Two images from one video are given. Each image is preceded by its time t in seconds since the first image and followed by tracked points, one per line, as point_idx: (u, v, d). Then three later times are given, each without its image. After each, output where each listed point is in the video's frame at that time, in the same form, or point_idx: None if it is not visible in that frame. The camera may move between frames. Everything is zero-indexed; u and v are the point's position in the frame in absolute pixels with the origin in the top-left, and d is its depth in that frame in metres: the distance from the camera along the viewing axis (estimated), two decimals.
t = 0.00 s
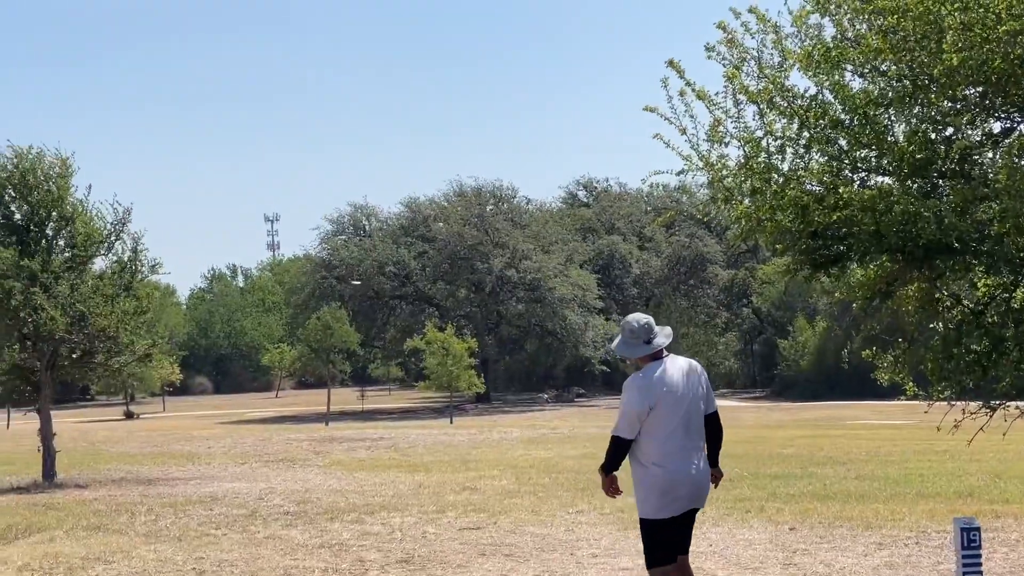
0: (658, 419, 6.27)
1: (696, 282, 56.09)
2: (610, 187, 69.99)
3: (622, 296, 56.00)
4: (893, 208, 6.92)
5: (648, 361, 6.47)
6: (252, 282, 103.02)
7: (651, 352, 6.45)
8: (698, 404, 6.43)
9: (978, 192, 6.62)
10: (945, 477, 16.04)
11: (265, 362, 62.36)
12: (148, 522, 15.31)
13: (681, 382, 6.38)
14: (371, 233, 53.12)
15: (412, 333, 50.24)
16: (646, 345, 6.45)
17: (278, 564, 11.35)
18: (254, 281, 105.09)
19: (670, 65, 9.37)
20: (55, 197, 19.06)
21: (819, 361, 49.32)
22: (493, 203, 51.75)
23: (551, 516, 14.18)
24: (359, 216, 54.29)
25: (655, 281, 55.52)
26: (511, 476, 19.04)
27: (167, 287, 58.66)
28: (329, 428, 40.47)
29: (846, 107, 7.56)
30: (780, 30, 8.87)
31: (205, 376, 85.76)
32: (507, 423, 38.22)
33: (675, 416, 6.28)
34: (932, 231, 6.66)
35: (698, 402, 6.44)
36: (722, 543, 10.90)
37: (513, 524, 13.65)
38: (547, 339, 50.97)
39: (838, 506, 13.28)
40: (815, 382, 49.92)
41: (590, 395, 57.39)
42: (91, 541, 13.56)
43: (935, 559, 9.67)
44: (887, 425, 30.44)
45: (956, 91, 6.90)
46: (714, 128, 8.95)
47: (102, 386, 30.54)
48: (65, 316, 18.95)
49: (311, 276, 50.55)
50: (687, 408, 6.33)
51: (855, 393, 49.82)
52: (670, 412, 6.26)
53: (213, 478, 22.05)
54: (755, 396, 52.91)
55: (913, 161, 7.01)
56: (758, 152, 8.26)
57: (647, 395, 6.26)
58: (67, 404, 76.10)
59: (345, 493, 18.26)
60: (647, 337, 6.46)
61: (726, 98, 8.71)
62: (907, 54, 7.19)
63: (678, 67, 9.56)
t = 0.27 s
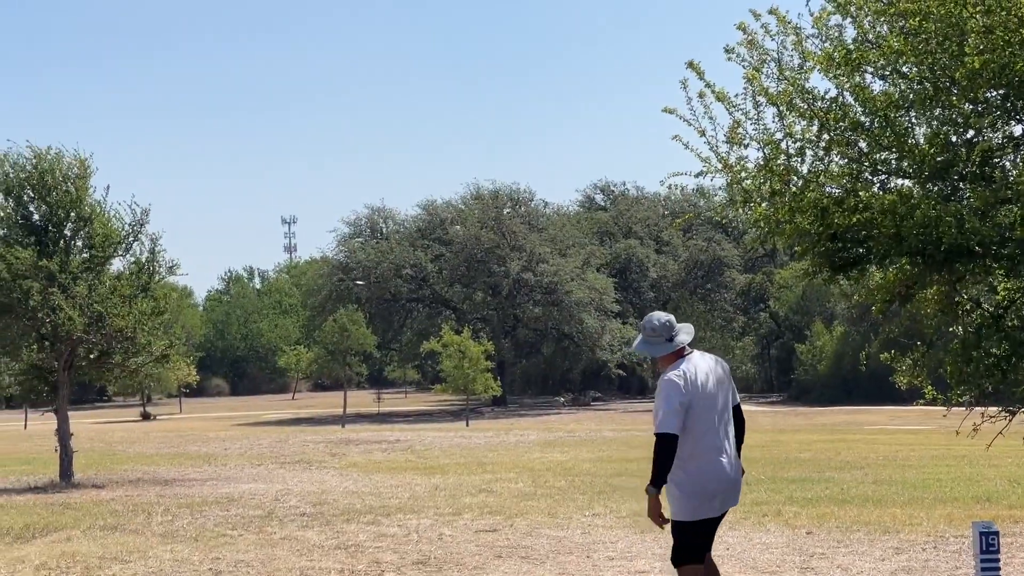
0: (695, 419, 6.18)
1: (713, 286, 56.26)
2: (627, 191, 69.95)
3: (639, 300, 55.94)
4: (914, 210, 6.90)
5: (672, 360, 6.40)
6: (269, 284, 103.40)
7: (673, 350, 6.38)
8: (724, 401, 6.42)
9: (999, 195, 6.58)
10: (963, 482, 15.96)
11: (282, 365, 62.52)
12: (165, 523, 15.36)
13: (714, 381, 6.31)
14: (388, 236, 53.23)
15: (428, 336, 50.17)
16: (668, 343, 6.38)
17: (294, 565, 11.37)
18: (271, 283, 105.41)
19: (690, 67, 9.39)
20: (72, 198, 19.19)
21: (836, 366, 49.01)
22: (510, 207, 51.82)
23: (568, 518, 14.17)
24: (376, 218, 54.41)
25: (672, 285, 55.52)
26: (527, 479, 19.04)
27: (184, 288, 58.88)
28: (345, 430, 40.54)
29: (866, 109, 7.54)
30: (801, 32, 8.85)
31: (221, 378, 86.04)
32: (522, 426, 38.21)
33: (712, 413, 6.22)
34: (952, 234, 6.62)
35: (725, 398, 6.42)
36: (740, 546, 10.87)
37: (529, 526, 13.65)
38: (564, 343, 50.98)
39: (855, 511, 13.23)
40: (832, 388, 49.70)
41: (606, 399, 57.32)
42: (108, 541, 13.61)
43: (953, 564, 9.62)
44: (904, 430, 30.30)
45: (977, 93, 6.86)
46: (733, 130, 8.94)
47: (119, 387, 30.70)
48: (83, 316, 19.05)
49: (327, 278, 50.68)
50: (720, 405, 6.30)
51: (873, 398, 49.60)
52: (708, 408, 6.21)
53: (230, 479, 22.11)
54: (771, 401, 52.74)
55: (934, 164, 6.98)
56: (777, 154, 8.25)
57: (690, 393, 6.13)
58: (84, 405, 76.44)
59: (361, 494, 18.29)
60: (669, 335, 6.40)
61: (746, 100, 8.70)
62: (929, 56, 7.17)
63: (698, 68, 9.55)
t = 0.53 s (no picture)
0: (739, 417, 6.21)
1: (729, 290, 56.08)
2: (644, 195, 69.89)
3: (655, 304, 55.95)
4: (928, 215, 6.92)
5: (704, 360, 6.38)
6: (285, 287, 103.79)
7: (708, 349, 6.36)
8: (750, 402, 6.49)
9: (1013, 200, 6.60)
10: (978, 487, 15.91)
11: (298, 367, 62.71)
12: (180, 524, 15.47)
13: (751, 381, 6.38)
14: (404, 239, 53.37)
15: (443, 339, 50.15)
16: (703, 342, 6.36)
17: (308, 567, 11.45)
18: (287, 286, 105.71)
19: (707, 71, 9.43)
20: (88, 199, 19.35)
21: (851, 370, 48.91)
22: (526, 210, 51.92)
23: (582, 521, 14.21)
24: (393, 221, 54.54)
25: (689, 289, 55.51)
26: (542, 482, 19.08)
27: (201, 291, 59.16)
28: (360, 433, 40.67)
29: (881, 114, 7.57)
30: (816, 37, 8.88)
31: (237, 381, 86.37)
32: (537, 429, 38.25)
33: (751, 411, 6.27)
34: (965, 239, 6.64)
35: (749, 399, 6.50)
36: (753, 550, 10.89)
37: (544, 529, 13.69)
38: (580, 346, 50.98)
39: (870, 515, 13.22)
40: (847, 393, 49.53)
41: (622, 403, 57.28)
42: (123, 542, 13.72)
43: (967, 568, 9.61)
44: (920, 434, 30.21)
45: (991, 99, 6.88)
46: (749, 134, 8.98)
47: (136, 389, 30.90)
48: (98, 317, 19.21)
49: (343, 281, 50.86)
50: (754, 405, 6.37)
51: (888, 402, 49.46)
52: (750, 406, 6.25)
53: (245, 481, 22.23)
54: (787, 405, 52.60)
55: (947, 169, 7.00)
56: (793, 158, 8.28)
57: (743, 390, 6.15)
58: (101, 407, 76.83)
59: (376, 497, 18.36)
60: (704, 335, 6.38)
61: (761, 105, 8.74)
62: (943, 61, 7.19)
63: (714, 72, 9.60)
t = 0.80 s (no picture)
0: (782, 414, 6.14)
1: (739, 291, 56.03)
2: (655, 196, 69.85)
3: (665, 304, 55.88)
4: (940, 216, 6.90)
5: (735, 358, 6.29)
6: (296, 286, 103.95)
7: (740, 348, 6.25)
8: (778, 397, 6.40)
9: None
10: (989, 488, 15.89)
11: (308, 367, 62.83)
12: (191, 523, 15.50)
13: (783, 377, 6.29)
14: (415, 239, 53.40)
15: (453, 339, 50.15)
16: (734, 341, 6.25)
17: (319, 567, 11.47)
18: (298, 286, 105.91)
19: (720, 71, 9.42)
20: (100, 198, 19.41)
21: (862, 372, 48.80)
22: (537, 210, 51.94)
23: (592, 522, 14.21)
24: (403, 221, 54.60)
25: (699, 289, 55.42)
26: (552, 483, 19.09)
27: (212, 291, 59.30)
28: (370, 432, 40.73)
29: (894, 114, 7.55)
30: (829, 37, 8.85)
31: (248, 380, 86.63)
32: (547, 429, 38.24)
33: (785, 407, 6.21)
34: (978, 240, 6.62)
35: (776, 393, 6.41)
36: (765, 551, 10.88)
37: (554, 530, 13.70)
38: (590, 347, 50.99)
39: (881, 516, 13.20)
40: (857, 394, 49.45)
41: (632, 403, 57.22)
42: (133, 541, 13.76)
43: (978, 570, 9.58)
44: (931, 436, 30.11)
45: (1005, 99, 6.85)
46: (761, 135, 8.95)
47: (147, 388, 30.98)
48: (110, 316, 19.26)
49: (354, 280, 50.92)
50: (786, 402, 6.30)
51: (899, 404, 49.37)
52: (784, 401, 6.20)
53: (256, 480, 22.27)
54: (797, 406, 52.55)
55: (960, 169, 6.97)
56: (805, 159, 8.27)
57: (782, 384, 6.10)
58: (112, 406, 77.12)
59: (386, 496, 18.37)
60: (736, 333, 6.28)
61: (773, 104, 8.71)
62: (957, 60, 7.17)
63: (727, 72, 9.57)
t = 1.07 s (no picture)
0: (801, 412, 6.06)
1: (745, 294, 55.99)
2: (661, 199, 69.84)
3: (671, 307, 55.82)
4: (949, 217, 6.89)
5: (754, 356, 6.28)
6: (302, 288, 104.08)
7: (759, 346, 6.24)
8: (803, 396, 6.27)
9: None
10: (996, 492, 15.87)
11: (314, 369, 62.90)
12: (198, 524, 15.51)
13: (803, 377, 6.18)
14: (421, 242, 53.43)
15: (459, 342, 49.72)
16: (752, 340, 6.25)
17: (326, 568, 11.49)
18: (304, 288, 106.03)
19: (728, 73, 9.42)
20: (108, 199, 19.45)
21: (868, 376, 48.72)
22: (543, 213, 51.94)
23: (599, 524, 14.20)
24: (410, 224, 54.63)
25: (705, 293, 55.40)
26: (559, 485, 19.09)
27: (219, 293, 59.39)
28: (376, 435, 40.75)
29: (903, 116, 7.54)
30: (838, 38, 8.86)
31: (254, 382, 86.75)
32: (553, 432, 38.22)
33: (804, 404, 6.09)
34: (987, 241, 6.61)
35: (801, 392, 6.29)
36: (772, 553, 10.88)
37: (561, 532, 13.70)
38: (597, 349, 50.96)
39: (888, 519, 13.18)
40: (864, 398, 49.39)
41: (638, 406, 57.18)
42: (141, 542, 13.79)
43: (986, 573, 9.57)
44: (938, 439, 30.04)
45: (1015, 101, 6.84)
46: (770, 136, 8.95)
47: (154, 390, 31.03)
48: (117, 318, 19.29)
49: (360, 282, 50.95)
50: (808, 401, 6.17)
51: (906, 407, 49.32)
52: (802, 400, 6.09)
53: (262, 482, 22.30)
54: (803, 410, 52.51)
55: (970, 170, 6.94)
56: (814, 161, 8.26)
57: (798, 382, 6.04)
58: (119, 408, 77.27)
59: (393, 499, 18.38)
60: (755, 332, 6.27)
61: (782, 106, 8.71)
62: (967, 61, 7.16)
63: (735, 74, 9.57)
